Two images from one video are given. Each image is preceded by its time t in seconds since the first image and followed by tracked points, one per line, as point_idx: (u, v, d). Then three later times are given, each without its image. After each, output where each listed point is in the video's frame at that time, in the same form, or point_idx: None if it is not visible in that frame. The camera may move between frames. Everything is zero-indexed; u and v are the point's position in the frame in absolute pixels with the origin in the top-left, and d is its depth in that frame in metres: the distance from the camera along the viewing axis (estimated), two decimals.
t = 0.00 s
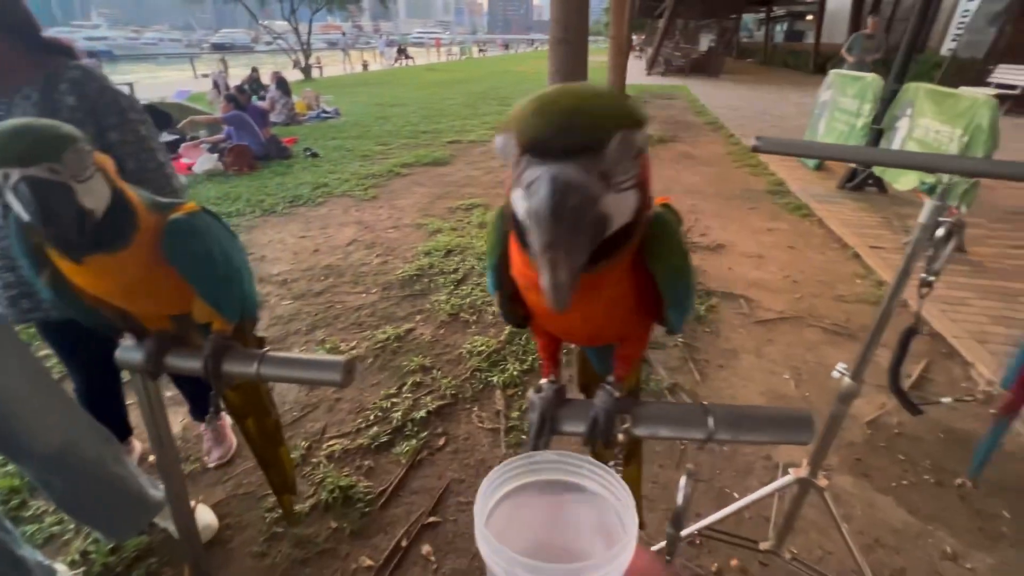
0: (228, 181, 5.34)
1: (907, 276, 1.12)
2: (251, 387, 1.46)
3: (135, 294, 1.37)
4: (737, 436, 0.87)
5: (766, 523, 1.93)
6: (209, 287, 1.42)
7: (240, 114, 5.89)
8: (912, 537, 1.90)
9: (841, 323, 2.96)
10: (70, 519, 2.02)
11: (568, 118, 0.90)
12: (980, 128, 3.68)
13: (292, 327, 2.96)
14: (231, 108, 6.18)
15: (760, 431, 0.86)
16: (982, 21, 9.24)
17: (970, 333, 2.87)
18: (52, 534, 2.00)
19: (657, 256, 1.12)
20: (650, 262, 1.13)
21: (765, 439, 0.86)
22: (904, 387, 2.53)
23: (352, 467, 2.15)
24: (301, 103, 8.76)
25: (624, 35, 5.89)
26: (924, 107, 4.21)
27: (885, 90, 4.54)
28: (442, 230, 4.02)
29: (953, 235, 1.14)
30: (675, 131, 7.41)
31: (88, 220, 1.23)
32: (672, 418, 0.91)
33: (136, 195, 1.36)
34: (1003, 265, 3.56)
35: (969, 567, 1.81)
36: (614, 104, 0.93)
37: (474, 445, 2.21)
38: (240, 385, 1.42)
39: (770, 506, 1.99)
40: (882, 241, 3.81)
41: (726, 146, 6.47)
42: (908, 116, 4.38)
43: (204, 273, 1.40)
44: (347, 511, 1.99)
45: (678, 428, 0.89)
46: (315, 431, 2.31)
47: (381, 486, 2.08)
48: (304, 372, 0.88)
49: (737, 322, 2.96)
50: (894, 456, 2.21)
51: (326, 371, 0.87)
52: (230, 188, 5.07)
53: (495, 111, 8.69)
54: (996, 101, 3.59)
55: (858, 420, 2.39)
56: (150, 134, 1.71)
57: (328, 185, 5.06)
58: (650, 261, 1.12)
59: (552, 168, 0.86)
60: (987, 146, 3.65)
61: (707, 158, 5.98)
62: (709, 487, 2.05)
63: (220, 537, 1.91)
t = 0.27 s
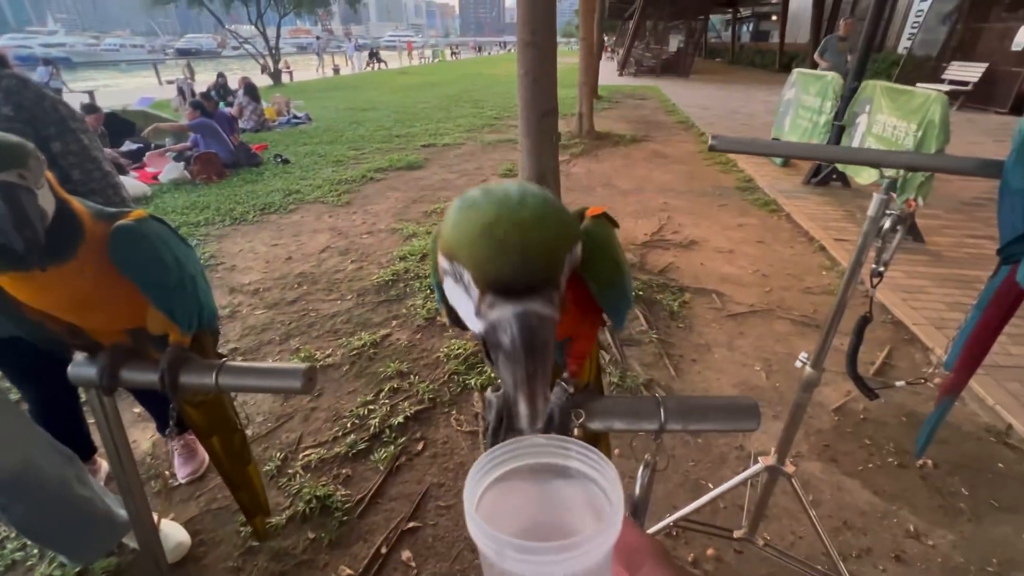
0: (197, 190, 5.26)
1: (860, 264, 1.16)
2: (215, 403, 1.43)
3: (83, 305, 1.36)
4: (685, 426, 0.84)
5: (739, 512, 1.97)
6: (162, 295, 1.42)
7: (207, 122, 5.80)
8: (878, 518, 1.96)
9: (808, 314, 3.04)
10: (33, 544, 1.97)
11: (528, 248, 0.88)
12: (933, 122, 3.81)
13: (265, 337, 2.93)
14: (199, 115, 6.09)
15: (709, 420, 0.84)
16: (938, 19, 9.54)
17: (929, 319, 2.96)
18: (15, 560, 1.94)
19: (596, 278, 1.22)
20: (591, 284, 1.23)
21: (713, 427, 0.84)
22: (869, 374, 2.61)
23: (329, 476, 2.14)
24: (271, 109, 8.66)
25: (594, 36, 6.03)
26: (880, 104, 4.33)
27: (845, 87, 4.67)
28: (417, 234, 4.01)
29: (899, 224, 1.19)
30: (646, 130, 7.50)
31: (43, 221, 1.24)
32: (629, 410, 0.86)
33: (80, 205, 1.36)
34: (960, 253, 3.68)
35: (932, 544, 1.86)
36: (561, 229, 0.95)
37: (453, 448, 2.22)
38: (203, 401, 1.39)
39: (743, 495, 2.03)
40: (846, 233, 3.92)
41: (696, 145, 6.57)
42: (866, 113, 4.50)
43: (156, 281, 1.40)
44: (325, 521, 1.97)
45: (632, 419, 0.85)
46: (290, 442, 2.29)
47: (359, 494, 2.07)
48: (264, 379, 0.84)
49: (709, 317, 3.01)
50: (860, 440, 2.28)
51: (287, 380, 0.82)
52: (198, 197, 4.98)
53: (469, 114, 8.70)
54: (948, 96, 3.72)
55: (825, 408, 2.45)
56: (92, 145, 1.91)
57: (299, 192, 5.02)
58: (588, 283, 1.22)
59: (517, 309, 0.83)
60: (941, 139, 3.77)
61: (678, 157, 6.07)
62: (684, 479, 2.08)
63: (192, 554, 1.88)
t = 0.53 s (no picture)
0: (179, 195, 5.20)
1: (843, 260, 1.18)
2: (198, 412, 1.41)
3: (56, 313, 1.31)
4: (676, 421, 0.85)
5: (730, 508, 1.99)
6: (138, 298, 1.40)
7: (188, 126, 5.74)
8: (866, 509, 1.98)
9: (794, 309, 3.07)
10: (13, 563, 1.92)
11: (540, 417, 0.78)
12: (911, 118, 3.87)
13: (251, 343, 2.90)
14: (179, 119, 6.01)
15: (699, 416, 0.85)
16: (914, 17, 9.71)
17: (911, 312, 3.01)
18: None
19: (585, 297, 1.27)
20: (580, 301, 1.28)
21: (704, 423, 0.85)
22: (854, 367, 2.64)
23: (318, 483, 2.13)
24: (254, 113, 8.58)
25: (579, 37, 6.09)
26: (860, 101, 4.39)
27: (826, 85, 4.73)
28: (405, 237, 4.00)
29: (882, 219, 1.20)
30: (631, 130, 7.54)
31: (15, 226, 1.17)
32: (620, 409, 0.85)
33: (50, 208, 1.31)
34: (940, 247, 3.74)
35: (919, 533, 1.89)
36: (579, 371, 0.82)
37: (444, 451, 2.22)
38: (185, 410, 1.37)
39: (734, 490, 2.05)
40: (829, 230, 3.97)
41: (680, 144, 6.61)
42: (846, 110, 4.56)
43: (130, 283, 1.37)
44: (315, 529, 1.96)
45: (622, 416, 0.84)
46: (278, 450, 2.27)
47: (349, 501, 2.06)
48: (247, 386, 0.83)
49: (696, 315, 3.03)
50: (847, 433, 2.31)
51: (270, 386, 0.82)
52: (181, 203, 4.92)
53: (454, 116, 8.69)
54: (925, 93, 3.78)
55: (813, 402, 2.48)
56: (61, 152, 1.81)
57: (284, 196, 4.98)
58: (576, 303, 1.27)
59: (528, 477, 0.76)
60: (919, 135, 3.84)
61: (663, 156, 6.10)
62: (676, 477, 2.09)
63: (180, 566, 1.86)
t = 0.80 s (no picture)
0: (171, 199, 5.17)
1: (837, 257, 1.19)
2: (193, 414, 1.41)
3: (49, 314, 1.31)
4: (677, 418, 0.85)
5: (727, 505, 2.00)
6: (132, 300, 1.40)
7: (179, 130, 5.71)
8: (861, 504, 2.00)
9: (787, 307, 3.09)
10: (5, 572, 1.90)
11: (538, 432, 0.80)
12: (899, 117, 3.90)
13: (246, 347, 2.89)
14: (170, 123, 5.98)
15: (702, 412, 0.85)
16: (901, 18, 9.80)
17: (901, 308, 3.03)
18: None
19: (584, 297, 1.28)
20: (580, 302, 1.29)
21: (706, 420, 0.85)
22: (847, 363, 2.66)
23: (314, 487, 2.12)
24: (245, 116, 8.55)
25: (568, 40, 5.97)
26: (849, 100, 4.43)
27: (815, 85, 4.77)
28: (399, 238, 4.00)
29: (874, 215, 1.21)
30: (624, 130, 7.56)
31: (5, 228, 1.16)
32: (622, 407, 0.86)
33: (43, 210, 1.31)
34: (930, 243, 3.78)
35: (913, 527, 1.91)
36: (577, 379, 0.84)
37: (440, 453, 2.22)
38: (180, 412, 1.36)
39: (731, 488, 2.06)
40: (820, 228, 3.99)
41: (672, 144, 6.64)
42: (835, 109, 4.60)
43: (124, 285, 1.37)
44: (312, 532, 1.95)
45: (623, 414, 0.85)
46: (273, 454, 2.26)
47: (347, 504, 2.05)
48: (244, 389, 0.83)
49: (690, 314, 3.04)
50: (842, 429, 2.32)
51: (267, 389, 0.81)
52: (172, 207, 4.90)
53: (446, 118, 8.69)
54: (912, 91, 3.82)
55: (807, 399, 2.49)
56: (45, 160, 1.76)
57: (276, 199, 4.96)
58: (575, 302, 1.28)
59: (528, 490, 0.78)
60: (908, 133, 3.87)
61: (655, 157, 6.13)
62: (673, 474, 2.10)
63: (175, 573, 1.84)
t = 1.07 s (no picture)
0: (167, 201, 5.15)
1: (837, 256, 1.19)
2: (188, 416, 1.40)
3: (47, 316, 1.30)
4: (682, 419, 0.85)
5: (728, 505, 2.00)
6: (130, 300, 1.39)
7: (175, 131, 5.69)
8: (861, 503, 2.00)
9: (786, 306, 3.09)
10: None
11: (547, 422, 0.79)
12: (896, 117, 3.92)
13: (243, 349, 2.88)
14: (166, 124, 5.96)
15: (706, 412, 0.85)
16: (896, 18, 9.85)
17: (899, 307, 3.04)
18: None
19: (590, 294, 1.28)
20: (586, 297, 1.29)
21: (710, 420, 0.86)
22: (845, 362, 2.67)
23: (314, 489, 2.11)
24: (242, 117, 8.53)
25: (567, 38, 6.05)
26: (845, 101, 4.44)
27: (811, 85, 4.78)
28: (397, 239, 3.99)
29: (874, 214, 1.21)
30: (621, 131, 7.57)
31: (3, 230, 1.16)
32: (626, 406, 0.85)
33: (40, 211, 1.30)
34: (927, 242, 3.79)
35: (913, 526, 1.91)
36: (586, 371, 0.83)
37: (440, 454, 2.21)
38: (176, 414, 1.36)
39: (731, 488, 2.06)
40: (818, 228, 4.01)
41: (669, 144, 6.65)
42: (832, 109, 4.61)
43: (123, 284, 1.36)
44: (311, 535, 1.95)
45: (629, 414, 0.85)
46: (273, 456, 2.26)
47: (346, 506, 2.05)
48: (246, 391, 0.82)
49: (688, 314, 3.04)
50: (841, 428, 2.33)
51: (268, 392, 0.81)
52: (169, 208, 4.88)
53: (443, 118, 8.69)
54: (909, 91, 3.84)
55: (806, 398, 2.50)
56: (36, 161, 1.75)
57: (273, 201, 4.95)
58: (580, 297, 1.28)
59: (539, 481, 0.77)
60: (904, 133, 3.89)
61: (652, 156, 6.14)
62: (673, 474, 2.10)
63: None
